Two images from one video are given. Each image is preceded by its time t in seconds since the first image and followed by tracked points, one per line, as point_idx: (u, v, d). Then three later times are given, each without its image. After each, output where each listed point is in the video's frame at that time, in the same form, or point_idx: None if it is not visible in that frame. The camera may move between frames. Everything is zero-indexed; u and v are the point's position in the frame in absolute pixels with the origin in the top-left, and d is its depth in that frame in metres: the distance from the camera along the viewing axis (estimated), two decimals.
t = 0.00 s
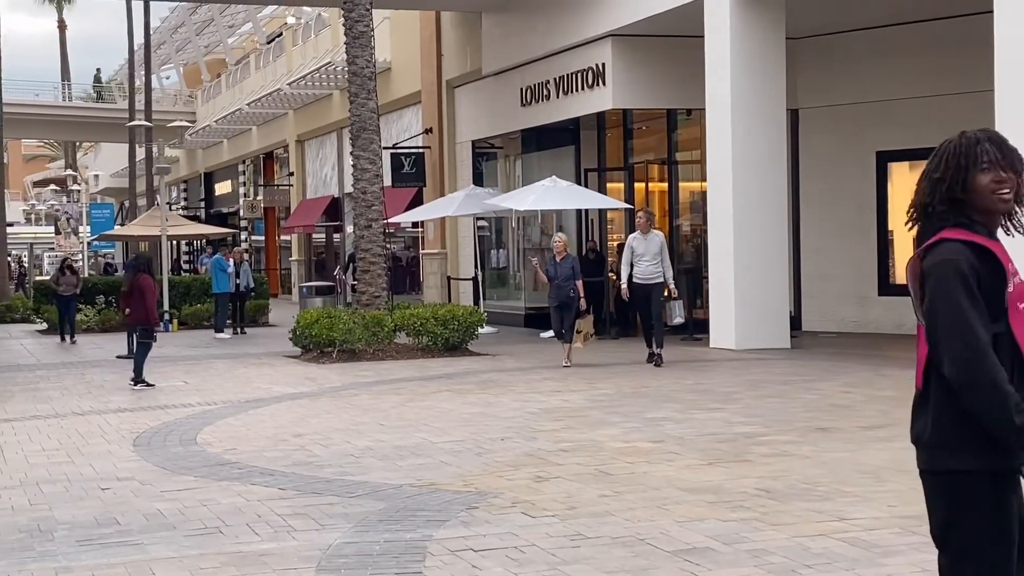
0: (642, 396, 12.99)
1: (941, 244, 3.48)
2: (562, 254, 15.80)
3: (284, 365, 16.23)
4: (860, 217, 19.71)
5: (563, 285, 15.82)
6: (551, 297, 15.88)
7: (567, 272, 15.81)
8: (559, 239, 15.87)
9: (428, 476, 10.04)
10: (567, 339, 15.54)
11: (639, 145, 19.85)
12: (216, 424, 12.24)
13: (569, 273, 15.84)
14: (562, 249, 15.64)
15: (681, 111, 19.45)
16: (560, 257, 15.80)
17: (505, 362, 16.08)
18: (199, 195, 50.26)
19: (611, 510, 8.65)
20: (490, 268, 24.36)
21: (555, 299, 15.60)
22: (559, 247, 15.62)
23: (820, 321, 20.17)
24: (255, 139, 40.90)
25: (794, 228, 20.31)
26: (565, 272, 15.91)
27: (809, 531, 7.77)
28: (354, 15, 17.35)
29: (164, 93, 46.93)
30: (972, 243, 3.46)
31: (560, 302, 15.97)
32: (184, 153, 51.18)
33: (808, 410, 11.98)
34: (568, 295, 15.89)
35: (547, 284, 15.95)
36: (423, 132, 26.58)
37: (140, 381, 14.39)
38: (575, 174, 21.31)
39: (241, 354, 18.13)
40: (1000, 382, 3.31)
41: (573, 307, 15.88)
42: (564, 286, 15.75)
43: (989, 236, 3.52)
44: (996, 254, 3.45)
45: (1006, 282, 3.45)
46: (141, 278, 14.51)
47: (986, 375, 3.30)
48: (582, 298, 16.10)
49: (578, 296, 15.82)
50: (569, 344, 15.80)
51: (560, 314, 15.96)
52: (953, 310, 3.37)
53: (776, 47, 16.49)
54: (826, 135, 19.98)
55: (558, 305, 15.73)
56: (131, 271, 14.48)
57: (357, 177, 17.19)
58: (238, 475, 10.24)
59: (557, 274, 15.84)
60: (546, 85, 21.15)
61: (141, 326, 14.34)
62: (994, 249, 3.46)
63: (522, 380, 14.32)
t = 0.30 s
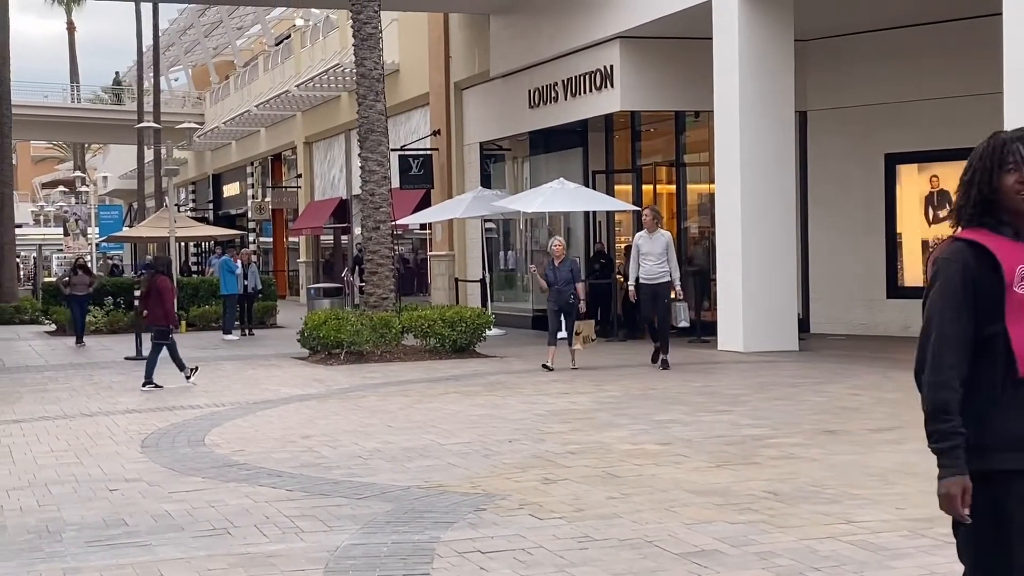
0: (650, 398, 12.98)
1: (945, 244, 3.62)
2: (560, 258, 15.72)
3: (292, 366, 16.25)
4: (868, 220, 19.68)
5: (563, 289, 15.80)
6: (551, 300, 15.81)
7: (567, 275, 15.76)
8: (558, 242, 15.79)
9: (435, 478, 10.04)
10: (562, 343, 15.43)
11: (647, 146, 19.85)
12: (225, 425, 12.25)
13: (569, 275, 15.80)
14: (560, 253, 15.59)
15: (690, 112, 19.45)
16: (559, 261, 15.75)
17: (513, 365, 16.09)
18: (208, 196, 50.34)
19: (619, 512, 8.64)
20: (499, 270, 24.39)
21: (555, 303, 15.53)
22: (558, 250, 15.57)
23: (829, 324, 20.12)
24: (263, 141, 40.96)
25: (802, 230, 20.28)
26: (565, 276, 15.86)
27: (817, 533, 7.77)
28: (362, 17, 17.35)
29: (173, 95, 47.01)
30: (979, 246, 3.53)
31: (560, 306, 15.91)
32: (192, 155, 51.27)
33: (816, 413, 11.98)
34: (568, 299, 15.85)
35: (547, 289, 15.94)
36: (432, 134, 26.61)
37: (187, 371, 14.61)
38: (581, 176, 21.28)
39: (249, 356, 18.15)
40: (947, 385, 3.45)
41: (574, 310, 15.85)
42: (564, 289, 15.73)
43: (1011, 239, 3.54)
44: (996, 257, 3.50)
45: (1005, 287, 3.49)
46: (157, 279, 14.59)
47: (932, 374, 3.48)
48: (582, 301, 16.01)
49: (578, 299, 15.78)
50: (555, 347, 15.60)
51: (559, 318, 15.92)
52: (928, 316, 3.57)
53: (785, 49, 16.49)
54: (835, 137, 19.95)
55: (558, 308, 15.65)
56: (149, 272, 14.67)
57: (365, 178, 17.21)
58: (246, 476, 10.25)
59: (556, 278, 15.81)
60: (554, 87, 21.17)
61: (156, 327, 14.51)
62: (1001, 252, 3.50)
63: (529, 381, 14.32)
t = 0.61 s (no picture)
0: (658, 401, 12.98)
1: None
2: (554, 262, 15.43)
3: (301, 369, 16.27)
4: (876, 223, 19.66)
5: (555, 290, 15.49)
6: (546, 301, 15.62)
7: (561, 279, 15.48)
8: (552, 244, 15.50)
9: (444, 480, 10.04)
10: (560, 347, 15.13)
11: (656, 149, 19.81)
12: (234, 427, 12.27)
13: (563, 278, 15.51)
14: (553, 255, 15.36)
15: (699, 115, 19.45)
16: (552, 265, 15.45)
17: (522, 367, 16.09)
18: (217, 199, 50.42)
19: (628, 515, 8.64)
20: (508, 273, 24.41)
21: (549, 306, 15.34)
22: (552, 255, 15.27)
23: (838, 327, 20.10)
24: (272, 143, 41.01)
25: (811, 233, 20.22)
26: (560, 279, 15.56)
27: (826, 536, 7.78)
28: (371, 20, 17.33)
29: (182, 97, 47.12)
30: None
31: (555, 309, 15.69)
32: (201, 157, 51.37)
33: (825, 415, 11.97)
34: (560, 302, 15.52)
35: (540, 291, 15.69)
36: (441, 136, 26.63)
37: (200, 377, 14.55)
38: (591, 179, 21.25)
39: (258, 358, 18.18)
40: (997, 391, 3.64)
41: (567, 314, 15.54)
42: (556, 292, 15.43)
43: None
44: None
45: None
46: (183, 281, 14.61)
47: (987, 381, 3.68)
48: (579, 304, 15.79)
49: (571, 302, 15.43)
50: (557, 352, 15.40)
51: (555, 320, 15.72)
52: (987, 317, 3.72)
53: (794, 52, 16.49)
54: (843, 139, 19.93)
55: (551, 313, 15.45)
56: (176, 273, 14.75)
57: (374, 181, 17.22)
58: (255, 478, 10.26)
59: (549, 280, 15.53)
60: (564, 89, 21.17)
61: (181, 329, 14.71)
62: None
63: (538, 384, 14.32)
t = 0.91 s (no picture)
0: (666, 403, 12.97)
1: None
2: (547, 264, 15.19)
3: (309, 371, 16.30)
4: (885, 225, 19.63)
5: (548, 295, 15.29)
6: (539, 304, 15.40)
7: (553, 282, 15.25)
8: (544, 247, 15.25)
9: (452, 482, 10.04)
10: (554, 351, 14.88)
11: (664, 152, 19.71)
12: (242, 429, 12.29)
13: (556, 282, 15.31)
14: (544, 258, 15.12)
15: (707, 117, 19.45)
16: (544, 267, 15.26)
17: (530, 369, 16.09)
18: (226, 201, 50.52)
19: (636, 517, 8.63)
20: (515, 275, 24.41)
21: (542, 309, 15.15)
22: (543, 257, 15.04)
23: (846, 330, 20.08)
24: (281, 145, 41.07)
25: (821, 235, 20.25)
26: (553, 281, 15.33)
27: (835, 539, 7.77)
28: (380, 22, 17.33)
29: (191, 99, 47.23)
30: None
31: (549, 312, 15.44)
32: (210, 159, 51.47)
33: (834, 418, 11.96)
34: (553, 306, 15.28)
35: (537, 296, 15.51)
36: (449, 138, 26.65)
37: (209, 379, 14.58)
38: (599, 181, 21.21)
39: (267, 359, 18.21)
40: None
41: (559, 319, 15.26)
42: (548, 296, 15.22)
43: None
44: None
45: None
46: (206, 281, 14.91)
47: None
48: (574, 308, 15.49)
49: (563, 304, 15.21)
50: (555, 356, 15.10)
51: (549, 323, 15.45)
52: None
53: (803, 55, 16.48)
54: (852, 141, 19.92)
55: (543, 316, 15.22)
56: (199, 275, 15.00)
57: (382, 183, 17.23)
58: (263, 480, 10.27)
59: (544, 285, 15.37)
60: (572, 92, 21.16)
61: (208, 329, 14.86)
62: None
63: (546, 386, 14.32)
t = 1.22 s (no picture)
0: (674, 405, 12.96)
1: None
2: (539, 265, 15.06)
3: (318, 373, 16.31)
4: (894, 227, 19.61)
5: (539, 297, 15.12)
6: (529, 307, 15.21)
7: (543, 284, 15.10)
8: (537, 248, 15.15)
9: (460, 484, 10.04)
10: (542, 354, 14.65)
11: (673, 154, 19.74)
12: (251, 431, 12.29)
13: (547, 284, 15.15)
14: (535, 258, 15.03)
15: (716, 120, 19.48)
16: (536, 268, 15.14)
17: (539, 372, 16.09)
18: (235, 203, 50.63)
19: (645, 520, 8.62)
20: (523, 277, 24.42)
21: (531, 309, 14.97)
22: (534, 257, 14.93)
23: (855, 332, 20.06)
24: (289, 147, 41.15)
25: (830, 237, 20.24)
26: (545, 284, 15.17)
27: (844, 542, 7.76)
28: (388, 24, 17.31)
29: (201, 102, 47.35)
30: None
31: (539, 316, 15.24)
32: (220, 162, 51.55)
33: (843, 420, 11.94)
34: (543, 309, 15.12)
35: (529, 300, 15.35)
36: (458, 140, 26.67)
37: (218, 381, 14.58)
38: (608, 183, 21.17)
39: (276, 361, 18.24)
40: None
41: (549, 321, 15.05)
42: (538, 297, 15.06)
43: None
44: None
45: None
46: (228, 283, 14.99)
47: None
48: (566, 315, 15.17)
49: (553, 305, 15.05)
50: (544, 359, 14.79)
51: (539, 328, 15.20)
52: None
53: (812, 57, 16.47)
54: (861, 144, 19.90)
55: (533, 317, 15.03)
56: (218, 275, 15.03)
57: (391, 185, 17.24)
58: (272, 481, 10.28)
59: (535, 287, 15.23)
60: (580, 94, 21.16)
61: (228, 329, 15.07)
62: None
63: (555, 388, 14.32)
